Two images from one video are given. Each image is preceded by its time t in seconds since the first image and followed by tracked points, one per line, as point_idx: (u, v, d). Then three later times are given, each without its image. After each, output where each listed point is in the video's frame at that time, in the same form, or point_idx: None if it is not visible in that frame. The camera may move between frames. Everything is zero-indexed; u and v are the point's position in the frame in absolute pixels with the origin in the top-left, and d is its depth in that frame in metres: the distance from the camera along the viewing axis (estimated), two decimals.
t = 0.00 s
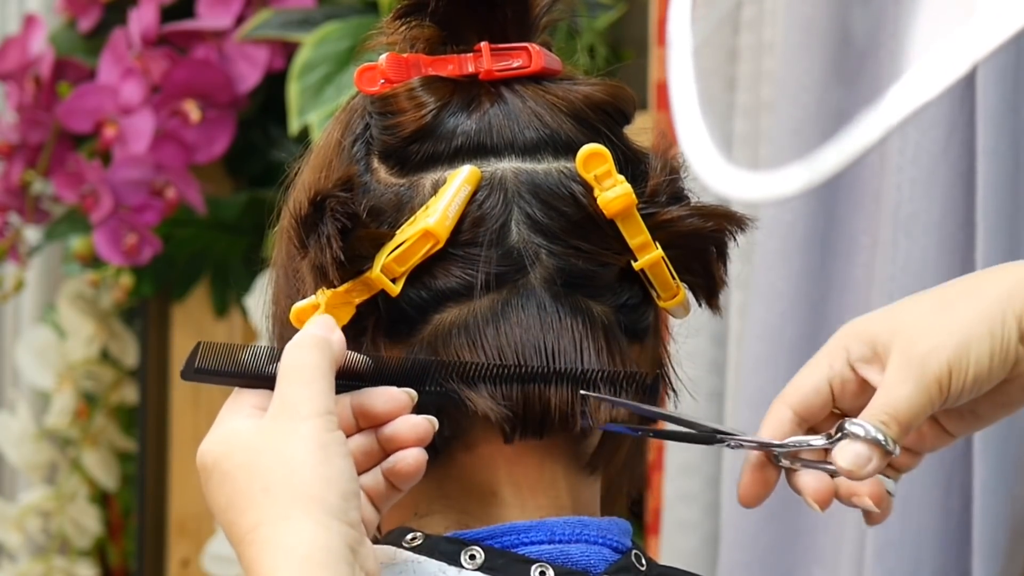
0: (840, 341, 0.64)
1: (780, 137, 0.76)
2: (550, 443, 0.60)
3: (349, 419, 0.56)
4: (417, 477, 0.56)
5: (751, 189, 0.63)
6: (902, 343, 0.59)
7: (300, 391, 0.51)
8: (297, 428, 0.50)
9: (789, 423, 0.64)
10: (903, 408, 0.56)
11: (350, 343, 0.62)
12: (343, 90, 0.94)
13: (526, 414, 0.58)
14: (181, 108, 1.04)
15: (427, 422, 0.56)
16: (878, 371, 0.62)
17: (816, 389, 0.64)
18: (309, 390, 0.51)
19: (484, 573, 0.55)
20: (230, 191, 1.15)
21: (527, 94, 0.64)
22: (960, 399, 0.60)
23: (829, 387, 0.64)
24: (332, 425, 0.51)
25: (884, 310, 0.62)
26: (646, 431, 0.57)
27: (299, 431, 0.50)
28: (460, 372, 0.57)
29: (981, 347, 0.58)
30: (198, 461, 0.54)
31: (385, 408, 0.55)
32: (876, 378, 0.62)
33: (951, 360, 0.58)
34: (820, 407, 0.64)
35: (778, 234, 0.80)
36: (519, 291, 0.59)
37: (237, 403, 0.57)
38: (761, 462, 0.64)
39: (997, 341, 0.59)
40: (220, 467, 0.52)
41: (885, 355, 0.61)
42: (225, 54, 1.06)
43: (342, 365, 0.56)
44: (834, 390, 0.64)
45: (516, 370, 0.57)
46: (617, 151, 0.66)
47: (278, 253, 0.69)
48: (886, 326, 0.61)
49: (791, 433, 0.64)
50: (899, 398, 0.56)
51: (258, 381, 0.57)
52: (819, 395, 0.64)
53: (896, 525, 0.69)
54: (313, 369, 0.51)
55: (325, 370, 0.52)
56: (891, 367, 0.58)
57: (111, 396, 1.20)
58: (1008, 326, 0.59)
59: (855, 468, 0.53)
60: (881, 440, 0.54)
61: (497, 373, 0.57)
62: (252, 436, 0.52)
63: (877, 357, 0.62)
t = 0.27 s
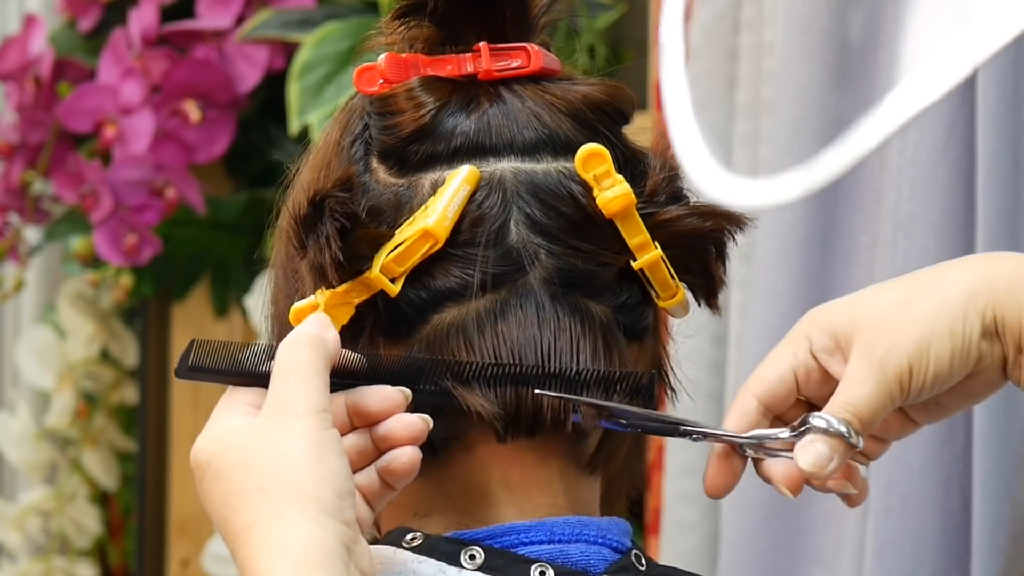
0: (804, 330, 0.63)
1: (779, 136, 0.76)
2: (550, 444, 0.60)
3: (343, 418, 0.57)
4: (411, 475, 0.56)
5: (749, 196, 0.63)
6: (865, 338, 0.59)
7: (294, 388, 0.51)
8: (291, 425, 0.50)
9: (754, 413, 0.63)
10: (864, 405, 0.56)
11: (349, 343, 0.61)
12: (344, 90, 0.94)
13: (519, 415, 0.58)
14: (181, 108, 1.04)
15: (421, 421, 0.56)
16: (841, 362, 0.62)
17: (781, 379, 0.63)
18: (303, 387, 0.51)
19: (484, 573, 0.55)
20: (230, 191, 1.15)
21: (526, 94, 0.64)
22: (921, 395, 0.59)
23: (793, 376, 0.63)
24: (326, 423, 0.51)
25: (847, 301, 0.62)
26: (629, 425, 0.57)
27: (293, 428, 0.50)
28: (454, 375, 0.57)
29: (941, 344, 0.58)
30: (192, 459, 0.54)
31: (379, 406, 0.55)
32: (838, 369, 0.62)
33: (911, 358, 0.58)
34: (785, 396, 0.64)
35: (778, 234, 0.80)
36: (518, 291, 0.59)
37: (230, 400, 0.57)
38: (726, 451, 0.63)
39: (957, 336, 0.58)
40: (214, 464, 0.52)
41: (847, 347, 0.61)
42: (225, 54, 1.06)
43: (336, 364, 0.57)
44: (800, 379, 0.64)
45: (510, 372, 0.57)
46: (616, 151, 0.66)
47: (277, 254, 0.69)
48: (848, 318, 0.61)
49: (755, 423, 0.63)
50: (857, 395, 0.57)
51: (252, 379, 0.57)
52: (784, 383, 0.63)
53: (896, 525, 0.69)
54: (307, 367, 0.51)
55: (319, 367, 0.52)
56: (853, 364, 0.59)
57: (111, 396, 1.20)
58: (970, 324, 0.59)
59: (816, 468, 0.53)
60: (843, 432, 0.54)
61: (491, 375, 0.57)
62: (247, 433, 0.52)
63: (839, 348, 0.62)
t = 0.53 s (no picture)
0: (800, 323, 0.64)
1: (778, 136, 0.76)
2: (550, 444, 0.60)
3: (338, 421, 0.56)
4: (406, 480, 0.56)
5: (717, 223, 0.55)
6: (860, 333, 0.59)
7: (289, 393, 0.51)
8: (286, 429, 0.50)
9: (751, 406, 0.63)
10: (858, 401, 0.56)
11: (349, 342, 0.61)
12: (344, 90, 0.94)
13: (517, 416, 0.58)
14: (181, 108, 1.04)
15: (416, 425, 0.55)
16: (838, 355, 0.62)
17: (777, 371, 0.63)
18: (298, 392, 0.51)
19: (483, 573, 0.55)
20: (230, 191, 1.15)
21: (526, 94, 0.64)
22: (916, 391, 0.59)
23: (790, 369, 0.63)
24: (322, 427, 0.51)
25: (843, 295, 0.62)
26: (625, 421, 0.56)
27: (288, 433, 0.50)
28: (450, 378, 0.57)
29: (935, 340, 0.58)
30: (187, 461, 0.54)
31: (374, 411, 0.55)
32: (834, 363, 0.62)
33: (905, 354, 0.58)
34: (782, 389, 0.64)
35: (778, 234, 0.80)
36: (518, 291, 0.59)
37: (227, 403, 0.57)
38: (724, 444, 0.63)
39: (951, 333, 0.58)
40: (209, 468, 0.52)
41: (843, 341, 0.61)
42: (225, 54, 1.06)
43: (331, 368, 0.56)
44: (796, 373, 0.64)
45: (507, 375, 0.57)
46: (616, 151, 0.66)
47: (276, 254, 0.69)
48: (844, 312, 0.61)
49: (753, 417, 0.63)
50: (852, 391, 0.57)
51: (251, 382, 0.57)
52: (780, 375, 0.63)
53: (896, 525, 0.69)
54: (302, 371, 0.51)
55: (315, 371, 0.52)
56: (847, 359, 0.59)
57: (111, 396, 1.19)
58: (966, 321, 0.58)
59: (808, 466, 0.53)
60: (839, 425, 0.54)
61: (487, 378, 0.57)
62: (241, 438, 0.52)
63: (835, 342, 0.62)
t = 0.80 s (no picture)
0: (808, 327, 0.63)
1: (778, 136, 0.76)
2: (550, 444, 0.60)
3: (340, 423, 0.57)
4: (407, 482, 0.56)
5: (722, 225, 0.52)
6: (866, 341, 0.59)
7: (290, 394, 0.51)
8: (287, 431, 0.50)
9: (763, 412, 0.63)
10: (865, 409, 0.57)
11: (349, 341, 0.61)
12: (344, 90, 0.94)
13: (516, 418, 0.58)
14: (181, 108, 1.04)
15: (418, 427, 0.55)
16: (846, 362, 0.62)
17: (786, 377, 0.63)
18: (299, 393, 0.51)
19: (484, 573, 0.55)
20: (230, 191, 1.15)
21: (527, 94, 0.64)
22: (924, 399, 0.59)
23: (800, 374, 0.63)
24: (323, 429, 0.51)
25: (848, 300, 0.62)
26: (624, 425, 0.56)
27: (289, 435, 0.50)
28: (451, 380, 0.57)
29: (942, 350, 0.58)
30: (189, 463, 0.54)
31: (375, 413, 0.55)
32: (842, 369, 0.62)
33: (912, 363, 0.58)
34: (793, 394, 0.63)
35: (778, 234, 0.80)
36: (518, 292, 0.59)
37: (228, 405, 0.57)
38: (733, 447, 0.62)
39: (957, 342, 0.58)
40: (210, 469, 0.52)
41: (850, 348, 0.61)
42: (225, 54, 1.05)
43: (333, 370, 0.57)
44: (806, 377, 0.63)
45: (507, 377, 0.57)
46: (616, 150, 0.66)
47: (277, 254, 0.69)
48: (850, 317, 0.61)
49: (765, 423, 0.63)
50: (859, 399, 0.57)
51: (251, 384, 0.57)
52: (791, 381, 0.63)
53: (896, 524, 0.69)
54: (303, 373, 0.51)
55: (316, 372, 0.52)
56: (853, 368, 0.59)
57: (111, 396, 1.19)
58: (972, 329, 0.58)
59: (819, 478, 0.53)
60: (849, 432, 0.55)
61: (487, 380, 0.57)
62: (242, 439, 0.52)
63: (842, 349, 0.62)
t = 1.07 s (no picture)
0: (821, 341, 0.63)
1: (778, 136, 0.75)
2: (550, 445, 0.60)
3: (339, 424, 0.56)
4: (407, 483, 0.56)
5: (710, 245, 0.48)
6: (881, 348, 0.58)
7: (290, 395, 0.51)
8: (286, 431, 0.50)
9: (775, 425, 0.63)
10: (886, 411, 0.56)
11: (349, 341, 0.61)
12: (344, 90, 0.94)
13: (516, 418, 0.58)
14: (181, 108, 1.04)
15: (417, 427, 0.55)
16: (860, 372, 0.61)
17: (799, 390, 0.63)
18: (299, 394, 0.51)
19: (484, 573, 0.55)
20: (230, 191, 1.15)
21: (527, 94, 0.64)
22: (941, 401, 0.58)
23: (812, 387, 0.63)
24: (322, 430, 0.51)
25: (862, 312, 0.61)
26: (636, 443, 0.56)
27: (289, 435, 0.50)
28: (451, 380, 0.57)
29: (959, 351, 0.57)
30: (188, 464, 0.54)
31: (374, 414, 0.55)
32: (856, 379, 0.62)
33: (930, 365, 0.57)
34: (805, 408, 0.64)
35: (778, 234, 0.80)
36: (518, 292, 0.59)
37: (228, 406, 0.57)
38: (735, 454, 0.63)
39: (973, 344, 0.57)
40: (210, 470, 0.52)
41: (864, 357, 0.60)
42: (225, 54, 1.05)
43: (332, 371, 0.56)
44: (818, 390, 0.63)
45: (507, 378, 0.57)
46: (616, 151, 0.65)
47: (277, 254, 0.69)
48: (864, 327, 0.60)
49: (778, 435, 0.63)
50: (880, 403, 0.56)
51: (250, 386, 0.57)
52: (803, 395, 0.63)
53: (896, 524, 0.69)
54: (302, 374, 0.51)
55: (315, 373, 0.52)
56: (870, 373, 0.58)
57: (111, 396, 1.19)
58: (987, 330, 0.57)
59: (841, 474, 0.52)
60: (868, 436, 0.53)
61: (487, 381, 0.57)
62: (241, 440, 0.52)
63: (856, 359, 0.61)
